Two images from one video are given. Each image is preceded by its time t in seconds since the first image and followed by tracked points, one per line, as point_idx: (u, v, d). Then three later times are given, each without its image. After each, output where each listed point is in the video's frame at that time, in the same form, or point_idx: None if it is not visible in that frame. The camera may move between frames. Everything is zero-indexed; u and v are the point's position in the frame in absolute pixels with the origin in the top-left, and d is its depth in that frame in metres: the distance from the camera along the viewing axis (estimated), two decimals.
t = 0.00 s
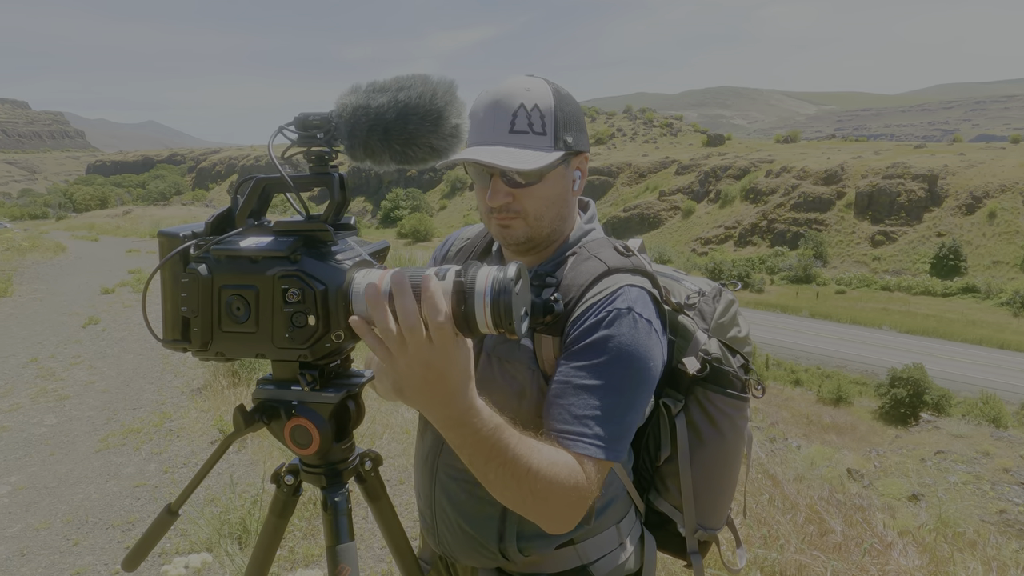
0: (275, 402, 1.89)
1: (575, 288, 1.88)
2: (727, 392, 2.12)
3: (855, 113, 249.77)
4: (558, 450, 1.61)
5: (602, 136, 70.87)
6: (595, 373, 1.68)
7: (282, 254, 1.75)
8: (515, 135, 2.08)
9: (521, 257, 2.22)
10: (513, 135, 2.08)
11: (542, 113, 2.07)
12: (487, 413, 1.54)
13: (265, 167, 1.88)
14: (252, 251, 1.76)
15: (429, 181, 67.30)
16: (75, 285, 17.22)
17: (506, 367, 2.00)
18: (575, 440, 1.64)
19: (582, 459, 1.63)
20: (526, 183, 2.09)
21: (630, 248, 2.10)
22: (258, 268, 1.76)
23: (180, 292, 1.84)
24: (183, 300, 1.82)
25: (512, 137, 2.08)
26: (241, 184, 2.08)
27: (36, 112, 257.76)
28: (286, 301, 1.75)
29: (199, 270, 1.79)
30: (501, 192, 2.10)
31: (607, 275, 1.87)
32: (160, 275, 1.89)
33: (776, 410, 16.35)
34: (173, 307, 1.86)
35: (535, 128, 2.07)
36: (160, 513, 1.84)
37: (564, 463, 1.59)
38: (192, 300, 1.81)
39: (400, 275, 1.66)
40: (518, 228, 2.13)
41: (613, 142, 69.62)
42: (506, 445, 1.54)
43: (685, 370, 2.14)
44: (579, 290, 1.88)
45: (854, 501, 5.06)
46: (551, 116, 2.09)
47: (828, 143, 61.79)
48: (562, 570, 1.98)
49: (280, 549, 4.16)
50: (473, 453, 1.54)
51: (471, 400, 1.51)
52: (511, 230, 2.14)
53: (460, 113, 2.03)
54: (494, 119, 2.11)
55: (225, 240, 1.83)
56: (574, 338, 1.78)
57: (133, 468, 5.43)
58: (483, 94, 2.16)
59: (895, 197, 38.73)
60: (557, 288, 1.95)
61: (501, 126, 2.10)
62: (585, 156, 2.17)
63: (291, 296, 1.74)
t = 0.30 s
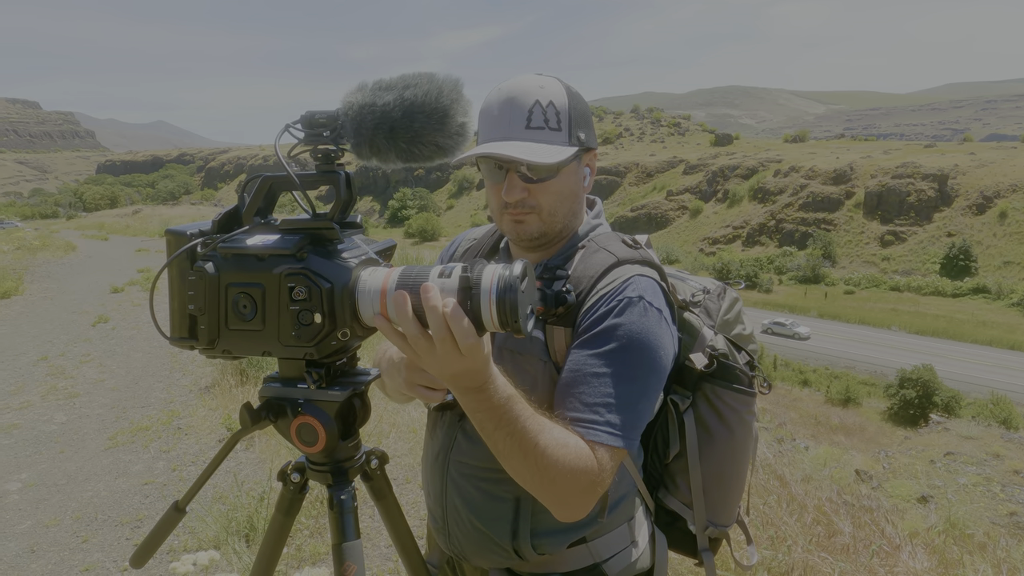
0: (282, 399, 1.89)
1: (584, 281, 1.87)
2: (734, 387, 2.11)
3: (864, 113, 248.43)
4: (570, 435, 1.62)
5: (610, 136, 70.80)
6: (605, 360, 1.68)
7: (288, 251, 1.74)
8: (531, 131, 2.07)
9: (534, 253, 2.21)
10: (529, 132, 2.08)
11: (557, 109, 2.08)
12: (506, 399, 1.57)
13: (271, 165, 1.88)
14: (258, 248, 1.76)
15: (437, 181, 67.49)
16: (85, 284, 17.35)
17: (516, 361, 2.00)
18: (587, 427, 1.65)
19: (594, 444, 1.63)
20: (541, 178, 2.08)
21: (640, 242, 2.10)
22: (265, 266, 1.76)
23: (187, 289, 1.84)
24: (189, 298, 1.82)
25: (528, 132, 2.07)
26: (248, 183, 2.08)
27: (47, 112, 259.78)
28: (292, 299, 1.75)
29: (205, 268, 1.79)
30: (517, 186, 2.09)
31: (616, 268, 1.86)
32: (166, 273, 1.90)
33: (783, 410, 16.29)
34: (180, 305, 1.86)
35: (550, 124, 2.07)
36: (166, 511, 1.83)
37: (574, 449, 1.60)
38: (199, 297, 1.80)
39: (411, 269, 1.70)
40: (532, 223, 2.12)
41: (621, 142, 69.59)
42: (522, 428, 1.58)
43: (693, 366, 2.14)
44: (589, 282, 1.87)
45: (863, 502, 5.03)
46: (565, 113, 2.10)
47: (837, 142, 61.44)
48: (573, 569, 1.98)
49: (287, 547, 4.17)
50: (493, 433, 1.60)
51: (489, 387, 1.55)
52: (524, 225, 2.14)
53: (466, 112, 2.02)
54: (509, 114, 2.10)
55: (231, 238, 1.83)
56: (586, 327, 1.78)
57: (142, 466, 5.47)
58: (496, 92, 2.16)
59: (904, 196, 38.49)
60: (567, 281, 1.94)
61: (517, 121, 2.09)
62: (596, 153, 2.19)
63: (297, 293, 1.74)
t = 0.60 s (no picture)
0: (292, 399, 1.89)
1: (600, 281, 1.87)
2: (744, 382, 2.09)
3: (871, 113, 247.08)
4: (584, 439, 1.61)
5: (616, 136, 70.69)
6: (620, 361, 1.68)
7: (300, 252, 1.75)
8: (550, 132, 2.05)
9: (548, 253, 2.17)
10: (548, 132, 2.05)
11: (575, 110, 2.07)
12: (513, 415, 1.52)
13: (283, 166, 1.89)
14: (270, 248, 1.77)
15: (443, 180, 67.65)
16: (95, 283, 17.48)
17: (528, 361, 2.00)
18: (601, 424, 1.64)
19: (604, 442, 1.62)
20: (558, 179, 2.06)
21: (653, 242, 2.10)
22: (276, 266, 1.76)
23: (198, 290, 1.85)
24: (202, 298, 1.83)
25: (547, 133, 2.05)
26: (260, 184, 2.08)
27: (55, 112, 261.66)
28: (304, 299, 1.75)
29: (217, 268, 1.79)
30: (535, 187, 2.06)
31: (632, 268, 1.86)
32: (179, 273, 1.91)
33: (790, 411, 16.25)
34: (192, 305, 1.87)
35: (568, 125, 2.05)
36: (178, 509, 1.83)
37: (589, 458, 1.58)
38: (211, 297, 1.82)
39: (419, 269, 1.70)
40: (549, 223, 2.09)
41: (627, 142, 69.48)
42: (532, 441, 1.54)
43: (702, 363, 2.14)
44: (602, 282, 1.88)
45: (872, 504, 5.00)
46: (582, 114, 2.10)
47: (846, 142, 61.13)
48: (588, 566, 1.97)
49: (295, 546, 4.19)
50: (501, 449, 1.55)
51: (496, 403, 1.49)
52: (541, 226, 2.10)
53: (477, 113, 2.02)
54: (527, 115, 2.08)
55: (242, 238, 1.84)
56: (602, 326, 1.77)
57: (151, 464, 5.50)
58: (510, 91, 2.14)
59: (913, 196, 38.26)
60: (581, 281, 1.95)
61: (535, 123, 2.06)
62: (610, 153, 2.18)
63: (308, 294, 1.74)
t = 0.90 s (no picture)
0: (300, 399, 1.90)
1: (615, 277, 1.85)
2: (751, 376, 2.09)
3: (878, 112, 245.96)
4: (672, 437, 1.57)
5: (622, 136, 70.62)
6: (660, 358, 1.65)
7: (309, 252, 1.75)
8: (565, 133, 2.05)
9: (558, 254, 2.15)
10: (563, 134, 2.05)
11: (588, 111, 2.07)
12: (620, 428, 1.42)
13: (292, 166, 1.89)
14: (279, 248, 1.77)
15: (449, 180, 67.77)
16: (104, 282, 17.59)
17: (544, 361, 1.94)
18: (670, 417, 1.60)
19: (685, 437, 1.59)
20: (572, 180, 2.05)
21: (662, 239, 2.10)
22: (285, 267, 1.77)
23: (208, 290, 1.86)
24: (211, 297, 1.84)
25: (561, 134, 2.05)
26: (268, 184, 2.08)
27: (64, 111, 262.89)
28: (312, 299, 1.76)
29: (227, 268, 1.80)
30: (548, 188, 2.05)
31: (644, 262, 1.86)
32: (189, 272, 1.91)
33: (797, 412, 16.20)
34: (201, 304, 1.88)
35: (582, 126, 2.05)
36: (187, 509, 1.83)
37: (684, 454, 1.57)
38: (220, 297, 1.83)
39: (425, 273, 1.76)
40: (560, 224, 2.07)
41: (634, 142, 69.39)
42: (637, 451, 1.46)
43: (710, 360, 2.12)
44: (622, 279, 1.84)
45: (879, 506, 4.98)
46: (596, 115, 2.09)
47: (854, 142, 60.86)
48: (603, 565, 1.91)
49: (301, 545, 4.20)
50: (606, 470, 1.46)
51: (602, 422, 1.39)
52: (553, 226, 2.08)
53: (485, 114, 2.02)
54: (542, 116, 2.07)
55: (252, 238, 1.84)
56: (631, 325, 1.74)
57: (158, 463, 5.52)
58: (523, 91, 2.13)
59: (921, 196, 38.06)
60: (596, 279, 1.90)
61: (550, 123, 2.06)
62: (620, 155, 2.18)
63: (317, 294, 1.75)
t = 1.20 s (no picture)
0: (305, 398, 1.90)
1: (632, 270, 1.84)
2: (755, 372, 2.12)
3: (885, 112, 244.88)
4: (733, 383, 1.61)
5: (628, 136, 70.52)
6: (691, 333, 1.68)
7: (313, 252, 1.75)
8: (575, 132, 2.05)
9: (566, 252, 2.13)
10: (572, 132, 2.05)
11: (597, 110, 2.07)
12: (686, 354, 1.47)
13: (296, 166, 1.89)
14: (283, 249, 1.77)
15: (455, 180, 67.83)
16: (110, 281, 17.64)
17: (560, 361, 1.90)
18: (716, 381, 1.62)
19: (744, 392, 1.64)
20: (582, 177, 2.04)
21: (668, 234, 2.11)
22: (289, 266, 1.77)
23: (212, 289, 1.86)
24: (215, 297, 1.84)
25: (571, 132, 2.04)
26: (273, 184, 2.09)
27: (71, 111, 264.37)
28: (316, 299, 1.76)
29: (231, 267, 1.80)
30: (557, 186, 2.04)
31: (659, 254, 1.86)
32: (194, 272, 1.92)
33: (803, 413, 16.15)
34: (206, 304, 1.88)
35: (591, 125, 2.05)
36: (191, 508, 1.83)
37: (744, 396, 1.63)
38: (224, 297, 1.82)
39: (430, 273, 1.76)
40: (568, 223, 2.06)
41: (640, 142, 69.26)
42: (703, 383, 1.50)
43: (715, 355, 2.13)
44: (641, 271, 1.83)
45: (885, 508, 4.96)
46: (605, 114, 2.09)
47: (861, 142, 60.54)
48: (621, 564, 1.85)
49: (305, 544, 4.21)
50: (678, 402, 1.50)
51: (670, 345, 1.45)
52: (562, 225, 2.06)
53: (490, 114, 2.02)
54: (552, 114, 2.07)
55: (256, 238, 1.84)
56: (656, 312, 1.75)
57: (164, 462, 5.55)
58: (532, 91, 2.13)
59: (929, 197, 37.87)
60: (612, 271, 1.88)
61: (560, 122, 2.05)
62: (627, 155, 2.18)
63: (321, 294, 1.74)
